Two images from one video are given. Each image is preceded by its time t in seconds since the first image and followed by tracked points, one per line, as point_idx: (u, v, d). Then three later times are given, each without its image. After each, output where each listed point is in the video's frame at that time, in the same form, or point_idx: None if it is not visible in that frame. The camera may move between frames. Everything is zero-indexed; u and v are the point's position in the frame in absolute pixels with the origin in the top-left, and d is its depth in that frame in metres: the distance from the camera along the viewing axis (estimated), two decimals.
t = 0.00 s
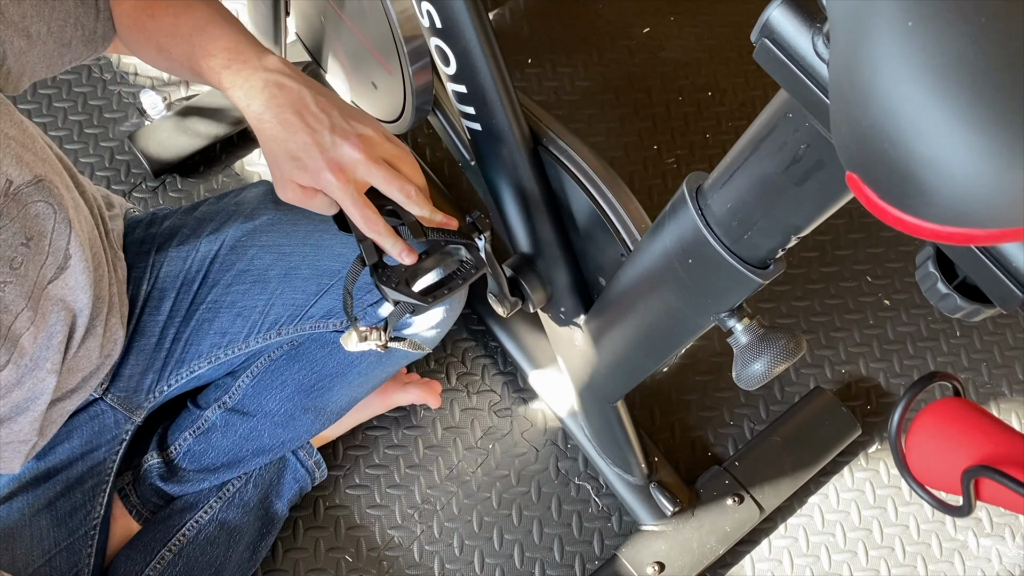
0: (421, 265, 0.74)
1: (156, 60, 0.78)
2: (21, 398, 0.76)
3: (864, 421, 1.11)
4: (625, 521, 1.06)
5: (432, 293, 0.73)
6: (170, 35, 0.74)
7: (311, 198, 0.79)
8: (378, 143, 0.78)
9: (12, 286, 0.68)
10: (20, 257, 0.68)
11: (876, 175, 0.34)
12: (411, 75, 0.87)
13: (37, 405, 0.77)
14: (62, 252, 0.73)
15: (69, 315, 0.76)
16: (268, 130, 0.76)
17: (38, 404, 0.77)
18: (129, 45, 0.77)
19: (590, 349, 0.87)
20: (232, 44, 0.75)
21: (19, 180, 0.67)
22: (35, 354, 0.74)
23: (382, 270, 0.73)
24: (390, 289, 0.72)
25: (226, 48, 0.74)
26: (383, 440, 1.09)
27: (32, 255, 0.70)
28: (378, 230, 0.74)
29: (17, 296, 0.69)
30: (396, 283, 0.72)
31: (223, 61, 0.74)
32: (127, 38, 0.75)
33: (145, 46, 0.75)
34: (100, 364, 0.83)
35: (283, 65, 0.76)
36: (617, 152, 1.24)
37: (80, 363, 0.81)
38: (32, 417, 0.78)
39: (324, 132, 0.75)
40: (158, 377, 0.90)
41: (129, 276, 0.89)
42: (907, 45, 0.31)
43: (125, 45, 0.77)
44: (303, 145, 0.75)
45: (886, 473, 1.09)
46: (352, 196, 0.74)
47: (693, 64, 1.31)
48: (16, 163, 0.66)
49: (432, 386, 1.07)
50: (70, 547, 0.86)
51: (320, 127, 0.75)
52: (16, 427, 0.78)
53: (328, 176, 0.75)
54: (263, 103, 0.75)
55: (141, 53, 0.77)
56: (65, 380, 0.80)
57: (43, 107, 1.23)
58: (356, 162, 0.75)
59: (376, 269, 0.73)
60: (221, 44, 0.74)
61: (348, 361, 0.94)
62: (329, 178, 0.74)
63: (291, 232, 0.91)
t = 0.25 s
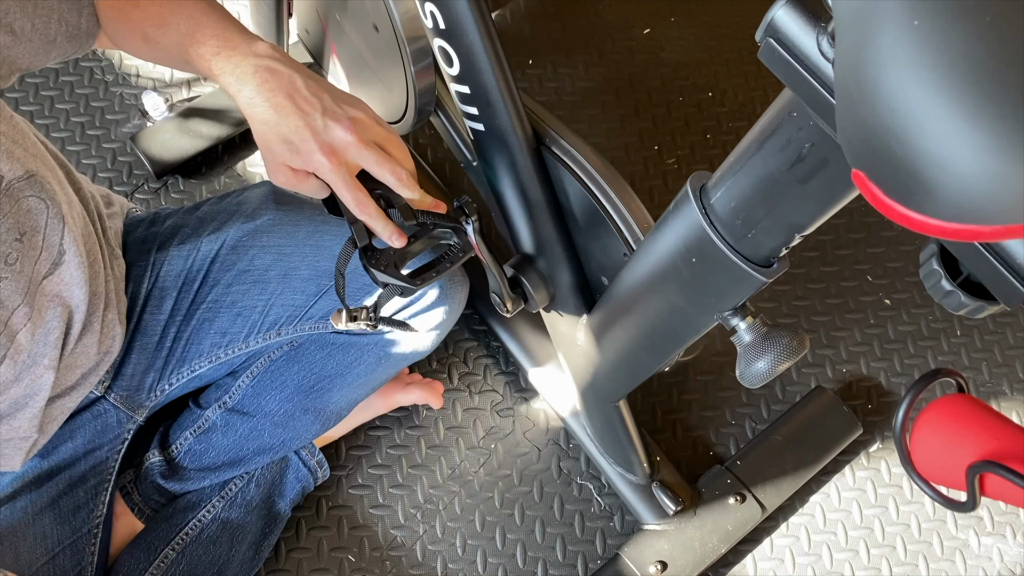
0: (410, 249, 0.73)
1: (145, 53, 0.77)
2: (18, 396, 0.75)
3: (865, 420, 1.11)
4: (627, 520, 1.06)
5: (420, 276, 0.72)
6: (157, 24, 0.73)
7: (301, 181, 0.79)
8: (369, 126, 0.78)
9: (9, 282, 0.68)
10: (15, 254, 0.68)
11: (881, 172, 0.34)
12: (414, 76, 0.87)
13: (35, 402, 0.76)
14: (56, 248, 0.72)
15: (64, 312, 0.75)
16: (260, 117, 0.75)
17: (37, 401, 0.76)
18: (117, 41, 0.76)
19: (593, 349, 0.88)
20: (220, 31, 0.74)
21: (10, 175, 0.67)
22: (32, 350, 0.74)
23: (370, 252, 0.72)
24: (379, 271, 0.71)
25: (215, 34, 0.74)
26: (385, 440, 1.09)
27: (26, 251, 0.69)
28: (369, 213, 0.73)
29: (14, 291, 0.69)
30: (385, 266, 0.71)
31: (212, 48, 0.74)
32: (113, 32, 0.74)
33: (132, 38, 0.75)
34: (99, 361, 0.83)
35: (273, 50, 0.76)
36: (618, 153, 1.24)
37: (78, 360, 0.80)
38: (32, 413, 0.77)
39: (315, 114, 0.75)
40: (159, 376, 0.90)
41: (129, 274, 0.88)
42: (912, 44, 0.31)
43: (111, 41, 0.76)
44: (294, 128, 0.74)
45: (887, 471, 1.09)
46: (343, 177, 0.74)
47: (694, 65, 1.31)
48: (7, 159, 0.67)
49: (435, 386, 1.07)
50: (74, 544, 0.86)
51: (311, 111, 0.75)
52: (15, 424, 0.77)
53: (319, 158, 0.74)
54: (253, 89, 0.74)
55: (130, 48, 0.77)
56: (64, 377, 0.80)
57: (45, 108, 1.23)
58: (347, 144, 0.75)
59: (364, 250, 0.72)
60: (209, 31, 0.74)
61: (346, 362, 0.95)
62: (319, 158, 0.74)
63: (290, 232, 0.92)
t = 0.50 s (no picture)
0: (396, 240, 0.75)
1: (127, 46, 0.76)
2: (5, 394, 0.74)
3: (863, 421, 1.12)
4: (626, 522, 1.06)
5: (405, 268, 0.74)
6: (140, 18, 0.73)
7: (289, 173, 0.80)
8: (356, 118, 0.78)
9: None
10: None
11: (877, 177, 0.35)
12: (412, 79, 0.88)
13: (24, 401, 0.75)
14: (40, 248, 0.71)
15: (50, 309, 0.74)
16: (247, 111, 0.75)
17: (25, 399, 0.75)
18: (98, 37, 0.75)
19: (592, 352, 0.88)
20: (204, 25, 0.75)
21: None
22: (18, 350, 0.73)
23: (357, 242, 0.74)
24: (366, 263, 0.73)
25: (200, 28, 0.74)
26: (385, 442, 1.10)
27: (8, 252, 0.69)
28: (356, 204, 0.74)
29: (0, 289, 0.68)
30: (372, 256, 0.73)
31: (199, 41, 0.74)
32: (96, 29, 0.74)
33: (114, 32, 0.74)
34: (88, 359, 0.82)
35: (259, 44, 0.76)
36: (616, 155, 1.25)
37: (67, 358, 0.79)
38: (22, 411, 0.76)
39: (303, 107, 0.75)
40: (149, 375, 0.90)
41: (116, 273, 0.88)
42: (908, 50, 0.31)
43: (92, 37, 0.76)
44: (282, 122, 0.74)
45: (885, 473, 1.09)
46: (331, 170, 0.74)
47: (692, 67, 1.32)
48: None
49: (434, 390, 1.08)
50: (72, 542, 0.87)
51: (299, 104, 0.75)
52: (5, 423, 0.76)
53: (306, 151, 0.75)
54: (240, 82, 0.74)
55: (110, 42, 0.76)
56: (52, 376, 0.79)
57: (45, 111, 1.23)
58: (335, 137, 0.75)
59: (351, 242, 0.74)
60: (194, 25, 0.74)
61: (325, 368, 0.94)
62: (307, 150, 0.75)
63: (273, 235, 0.91)
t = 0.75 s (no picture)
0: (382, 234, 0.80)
1: (112, 39, 0.76)
2: None
3: (863, 425, 1.12)
4: (625, 526, 1.06)
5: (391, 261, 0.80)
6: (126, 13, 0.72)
7: (279, 169, 0.80)
8: (344, 115, 0.78)
9: None
10: None
11: (872, 187, 0.35)
12: (411, 84, 0.88)
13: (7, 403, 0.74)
14: (26, 251, 0.69)
15: (35, 312, 0.73)
16: (237, 107, 0.75)
17: (8, 402, 0.74)
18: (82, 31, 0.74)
19: (591, 357, 0.88)
20: (191, 21, 0.74)
21: None
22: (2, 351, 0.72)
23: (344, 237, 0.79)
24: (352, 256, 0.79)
25: (187, 23, 0.74)
26: (384, 446, 1.10)
27: None
28: (344, 200, 0.76)
29: None
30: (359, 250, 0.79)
31: (186, 37, 0.74)
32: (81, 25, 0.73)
33: (99, 27, 0.73)
34: (70, 360, 0.82)
35: (248, 40, 0.77)
36: (615, 160, 1.25)
37: (47, 361, 0.79)
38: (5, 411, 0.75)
39: (292, 103, 0.75)
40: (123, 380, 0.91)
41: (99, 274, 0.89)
42: (903, 61, 0.31)
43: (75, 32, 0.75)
44: (273, 117, 0.75)
45: (884, 476, 1.09)
46: (320, 166, 0.75)
47: (691, 71, 1.32)
48: None
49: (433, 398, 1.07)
50: (59, 541, 0.86)
51: (288, 100, 0.75)
52: None
53: (295, 146, 0.75)
54: (230, 79, 0.75)
55: (93, 35, 0.75)
56: (32, 378, 0.78)
57: (45, 115, 1.23)
58: (324, 134, 0.76)
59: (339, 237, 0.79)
60: (181, 21, 0.74)
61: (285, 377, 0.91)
62: (296, 145, 0.75)
63: (235, 239, 0.92)
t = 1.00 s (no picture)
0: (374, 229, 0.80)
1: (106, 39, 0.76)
2: None
3: (864, 427, 1.12)
4: (626, 528, 1.06)
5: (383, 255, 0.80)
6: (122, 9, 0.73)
7: (273, 164, 0.80)
8: (338, 111, 0.79)
9: None
10: None
11: (876, 188, 0.35)
12: (413, 86, 0.88)
13: None
14: (14, 251, 0.69)
15: (23, 311, 0.73)
16: (234, 103, 0.76)
17: None
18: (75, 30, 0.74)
19: (593, 358, 0.88)
20: (187, 19, 0.75)
21: None
22: None
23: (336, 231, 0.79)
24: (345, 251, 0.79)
25: (184, 22, 0.75)
26: (385, 448, 1.10)
27: None
28: (338, 195, 0.76)
29: None
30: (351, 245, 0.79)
31: (183, 35, 0.75)
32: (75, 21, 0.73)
33: (93, 26, 0.73)
34: (57, 357, 0.81)
35: (243, 38, 0.77)
36: (616, 161, 1.25)
37: (32, 360, 0.78)
38: None
39: (288, 99, 0.75)
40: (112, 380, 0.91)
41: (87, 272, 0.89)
42: (907, 63, 0.31)
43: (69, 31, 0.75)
44: (269, 114, 0.75)
45: (886, 478, 1.09)
46: (314, 162, 0.75)
47: (692, 73, 1.32)
48: None
49: (434, 399, 1.07)
50: (54, 540, 0.85)
51: (284, 96, 0.75)
52: None
53: (290, 140, 0.75)
54: (226, 76, 0.75)
55: (85, 34, 0.75)
56: (16, 377, 0.77)
57: (46, 117, 1.23)
58: (319, 129, 0.76)
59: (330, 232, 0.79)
60: (176, 19, 0.75)
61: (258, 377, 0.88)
62: (290, 141, 0.75)
63: (207, 238, 0.91)
